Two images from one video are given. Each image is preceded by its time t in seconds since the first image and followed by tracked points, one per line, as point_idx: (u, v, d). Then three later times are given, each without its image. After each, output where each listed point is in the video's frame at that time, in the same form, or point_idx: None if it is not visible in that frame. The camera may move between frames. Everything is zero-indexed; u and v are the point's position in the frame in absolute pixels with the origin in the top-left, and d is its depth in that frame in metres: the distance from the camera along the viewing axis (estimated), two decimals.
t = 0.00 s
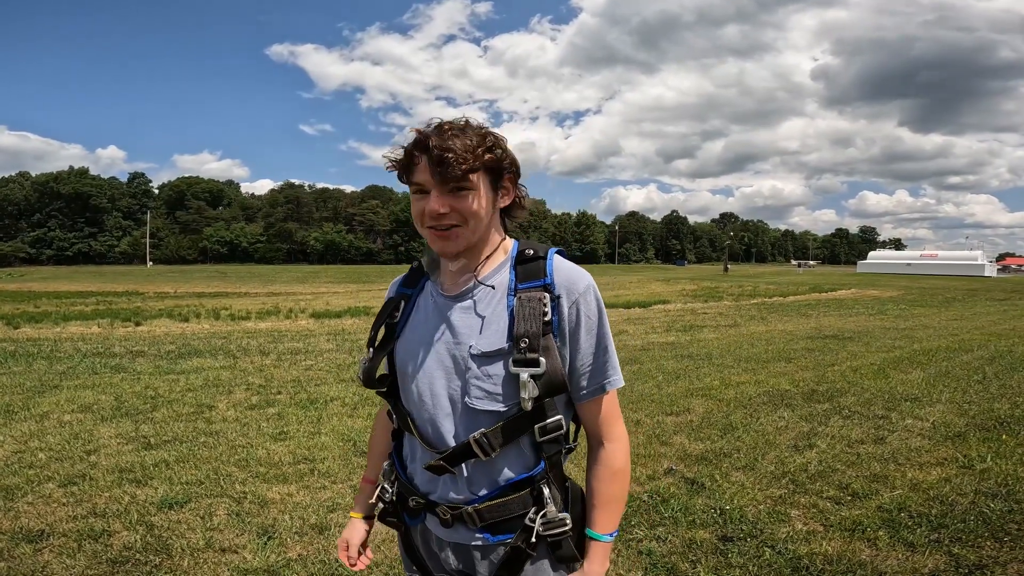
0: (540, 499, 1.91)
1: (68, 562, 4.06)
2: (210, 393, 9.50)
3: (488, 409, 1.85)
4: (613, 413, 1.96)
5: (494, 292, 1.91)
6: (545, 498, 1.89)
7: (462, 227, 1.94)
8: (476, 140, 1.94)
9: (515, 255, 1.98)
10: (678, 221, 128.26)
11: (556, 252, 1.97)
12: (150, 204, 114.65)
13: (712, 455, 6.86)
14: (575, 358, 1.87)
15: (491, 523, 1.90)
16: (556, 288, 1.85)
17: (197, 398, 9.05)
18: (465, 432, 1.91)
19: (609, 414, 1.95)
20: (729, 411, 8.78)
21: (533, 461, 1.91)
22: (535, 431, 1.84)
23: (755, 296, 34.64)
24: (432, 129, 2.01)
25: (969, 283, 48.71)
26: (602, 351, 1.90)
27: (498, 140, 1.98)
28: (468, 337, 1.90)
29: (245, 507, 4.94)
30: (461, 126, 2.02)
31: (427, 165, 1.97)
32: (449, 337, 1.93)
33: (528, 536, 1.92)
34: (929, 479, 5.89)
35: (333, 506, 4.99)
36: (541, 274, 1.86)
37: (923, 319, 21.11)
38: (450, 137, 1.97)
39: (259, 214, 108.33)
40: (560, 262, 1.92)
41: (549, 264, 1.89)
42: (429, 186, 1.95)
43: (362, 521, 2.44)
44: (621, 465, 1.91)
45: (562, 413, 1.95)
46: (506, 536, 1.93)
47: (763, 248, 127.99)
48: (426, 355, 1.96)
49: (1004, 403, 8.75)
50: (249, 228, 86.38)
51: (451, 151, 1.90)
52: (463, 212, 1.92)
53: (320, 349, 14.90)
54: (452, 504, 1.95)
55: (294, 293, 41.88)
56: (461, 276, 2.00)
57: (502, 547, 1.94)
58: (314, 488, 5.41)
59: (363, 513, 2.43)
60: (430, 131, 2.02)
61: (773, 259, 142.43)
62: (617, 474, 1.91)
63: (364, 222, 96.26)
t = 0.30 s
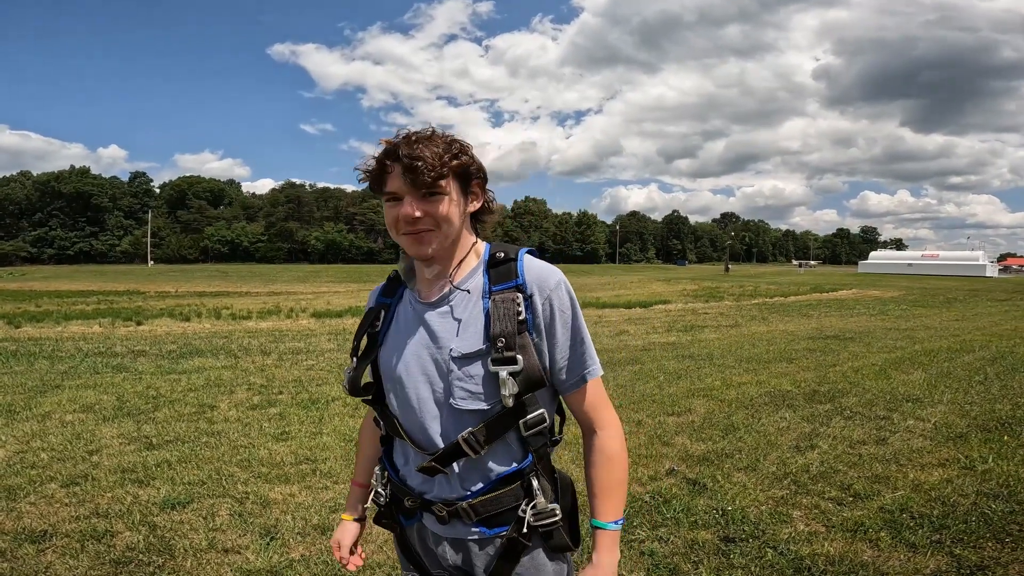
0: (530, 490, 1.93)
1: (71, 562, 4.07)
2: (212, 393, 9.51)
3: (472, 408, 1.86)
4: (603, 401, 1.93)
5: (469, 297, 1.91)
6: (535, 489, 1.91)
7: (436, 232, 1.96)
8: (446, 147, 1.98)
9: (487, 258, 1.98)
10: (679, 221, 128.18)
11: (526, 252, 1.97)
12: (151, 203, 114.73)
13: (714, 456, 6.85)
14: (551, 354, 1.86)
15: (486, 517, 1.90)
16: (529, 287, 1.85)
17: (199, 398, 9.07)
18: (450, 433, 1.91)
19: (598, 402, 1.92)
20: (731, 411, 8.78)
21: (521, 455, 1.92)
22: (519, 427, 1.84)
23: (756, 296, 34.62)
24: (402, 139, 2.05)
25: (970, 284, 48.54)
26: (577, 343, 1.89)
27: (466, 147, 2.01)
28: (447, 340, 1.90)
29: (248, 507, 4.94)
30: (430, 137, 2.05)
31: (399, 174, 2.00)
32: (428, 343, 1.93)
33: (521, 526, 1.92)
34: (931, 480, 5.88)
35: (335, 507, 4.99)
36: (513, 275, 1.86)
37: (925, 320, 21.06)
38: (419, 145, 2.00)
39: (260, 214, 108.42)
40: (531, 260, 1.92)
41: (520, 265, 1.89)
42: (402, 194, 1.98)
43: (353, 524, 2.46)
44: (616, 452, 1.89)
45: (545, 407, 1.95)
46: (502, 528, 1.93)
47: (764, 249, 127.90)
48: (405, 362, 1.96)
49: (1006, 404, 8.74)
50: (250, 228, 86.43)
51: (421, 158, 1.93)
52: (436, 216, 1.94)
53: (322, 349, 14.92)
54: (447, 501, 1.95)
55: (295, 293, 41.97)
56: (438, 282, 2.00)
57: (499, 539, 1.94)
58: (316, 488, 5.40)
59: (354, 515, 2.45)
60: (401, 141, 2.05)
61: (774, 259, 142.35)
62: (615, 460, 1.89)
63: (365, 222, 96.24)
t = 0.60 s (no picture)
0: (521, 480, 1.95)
1: (69, 562, 4.05)
2: (212, 392, 9.49)
3: (456, 405, 1.86)
4: (569, 401, 1.92)
5: (450, 296, 1.88)
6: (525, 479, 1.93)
7: (413, 232, 1.93)
8: (421, 149, 1.97)
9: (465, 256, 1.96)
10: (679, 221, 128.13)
11: (504, 251, 1.96)
12: (151, 203, 114.68)
13: (714, 456, 6.84)
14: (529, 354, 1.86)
15: (484, 506, 1.91)
16: (508, 285, 1.85)
17: (198, 397, 9.05)
18: (439, 429, 1.91)
19: (564, 402, 1.91)
20: (731, 411, 8.77)
21: (512, 446, 1.93)
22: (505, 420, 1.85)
23: (756, 296, 34.60)
24: (378, 142, 2.04)
25: (970, 284, 48.46)
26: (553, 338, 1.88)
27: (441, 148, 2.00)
28: (427, 341, 1.88)
29: (247, 507, 4.93)
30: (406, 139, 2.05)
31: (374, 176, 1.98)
32: (411, 343, 1.92)
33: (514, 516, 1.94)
34: (932, 480, 5.87)
35: (334, 506, 4.97)
36: (491, 274, 1.85)
37: (925, 321, 21.04)
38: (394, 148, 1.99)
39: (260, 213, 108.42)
40: (508, 260, 1.92)
41: (498, 263, 1.89)
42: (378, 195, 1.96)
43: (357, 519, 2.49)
44: (583, 451, 1.92)
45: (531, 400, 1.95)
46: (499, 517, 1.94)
47: (764, 249, 127.86)
48: (388, 362, 1.94)
49: (1007, 404, 8.72)
50: (250, 227, 86.39)
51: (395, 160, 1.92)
52: (413, 215, 1.92)
53: (322, 348, 14.90)
54: (445, 494, 1.93)
55: (295, 292, 41.99)
56: (417, 283, 1.97)
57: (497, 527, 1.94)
58: (315, 488, 5.39)
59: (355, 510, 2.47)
60: (376, 143, 2.04)
61: (774, 259, 142.36)
62: (581, 459, 1.92)
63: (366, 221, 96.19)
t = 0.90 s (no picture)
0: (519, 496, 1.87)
1: (61, 559, 4.04)
2: (206, 389, 9.48)
3: (461, 404, 1.83)
4: (603, 407, 1.83)
5: (465, 292, 1.89)
6: (523, 495, 1.85)
7: (426, 223, 1.93)
8: (437, 138, 1.94)
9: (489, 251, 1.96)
10: (675, 221, 128.33)
11: (529, 248, 1.93)
12: (146, 199, 114.23)
13: (708, 455, 6.87)
14: (544, 355, 1.81)
15: (479, 519, 1.87)
16: (526, 283, 1.81)
17: (192, 394, 9.02)
18: (443, 429, 1.89)
19: (597, 407, 1.83)
20: (725, 411, 8.79)
21: (517, 456, 1.86)
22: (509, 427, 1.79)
23: (751, 296, 34.69)
24: (398, 130, 2.03)
25: (963, 286, 48.67)
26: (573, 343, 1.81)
27: (462, 139, 1.97)
28: (440, 334, 1.89)
29: (240, 504, 4.92)
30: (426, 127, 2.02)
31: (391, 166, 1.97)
32: (424, 337, 1.93)
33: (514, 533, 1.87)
34: (923, 480, 5.91)
35: (328, 504, 4.97)
36: (509, 271, 1.83)
37: (918, 322, 21.14)
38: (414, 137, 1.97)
39: (255, 210, 108.00)
40: (531, 256, 1.88)
41: (518, 261, 1.86)
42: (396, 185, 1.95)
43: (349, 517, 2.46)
44: (613, 465, 1.77)
45: (542, 407, 1.88)
46: (497, 533, 1.88)
47: (759, 249, 128.21)
48: (400, 355, 1.95)
49: (998, 405, 8.77)
50: (246, 224, 86.16)
51: (413, 149, 1.90)
52: (425, 207, 1.91)
53: (317, 346, 14.87)
54: (440, 501, 1.92)
55: (290, 289, 41.84)
56: (434, 275, 1.98)
57: (493, 543, 1.90)
58: (309, 486, 5.38)
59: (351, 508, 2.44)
60: (395, 132, 2.04)
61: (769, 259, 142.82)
62: (611, 476, 1.77)
63: (362, 219, 96.05)
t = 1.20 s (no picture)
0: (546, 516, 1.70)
1: (43, 559, 3.98)
2: (194, 388, 9.40)
3: (498, 413, 1.67)
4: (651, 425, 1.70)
5: (512, 290, 1.75)
6: (551, 515, 1.68)
7: (468, 211, 1.79)
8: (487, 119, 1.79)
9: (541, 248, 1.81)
10: (667, 223, 128.88)
11: (587, 248, 1.78)
12: (136, 196, 113.34)
13: (698, 457, 6.88)
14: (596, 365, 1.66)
15: (496, 538, 1.71)
16: (582, 287, 1.66)
17: (179, 393, 8.95)
18: (472, 437, 1.73)
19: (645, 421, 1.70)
20: (715, 412, 8.82)
21: (546, 474, 1.71)
22: (548, 442, 1.63)
23: (742, 299, 34.93)
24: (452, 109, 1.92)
25: (950, 290, 49.20)
26: (630, 356, 1.68)
27: (512, 123, 1.82)
28: (480, 334, 1.75)
29: (227, 505, 4.87)
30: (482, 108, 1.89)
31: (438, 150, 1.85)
32: (464, 336, 1.79)
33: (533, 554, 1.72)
34: (910, 482, 5.95)
35: (316, 505, 4.93)
36: (565, 270, 1.67)
37: (906, 325, 21.36)
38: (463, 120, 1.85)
39: (246, 208, 107.41)
40: (588, 257, 1.73)
41: (575, 261, 1.71)
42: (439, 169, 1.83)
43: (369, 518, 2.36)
44: (651, 483, 1.63)
45: (583, 423, 1.73)
46: (513, 553, 1.73)
47: (750, 252, 129.03)
48: (436, 353, 1.82)
49: (984, 407, 8.87)
50: (237, 223, 85.71)
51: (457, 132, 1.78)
52: (467, 193, 1.77)
53: (307, 345, 14.82)
54: (455, 514, 1.77)
55: (281, 288, 41.69)
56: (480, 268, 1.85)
57: (509, 563, 1.75)
58: (297, 486, 5.35)
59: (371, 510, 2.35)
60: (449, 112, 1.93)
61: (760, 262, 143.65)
62: (645, 495, 1.62)
63: (354, 218, 95.78)
